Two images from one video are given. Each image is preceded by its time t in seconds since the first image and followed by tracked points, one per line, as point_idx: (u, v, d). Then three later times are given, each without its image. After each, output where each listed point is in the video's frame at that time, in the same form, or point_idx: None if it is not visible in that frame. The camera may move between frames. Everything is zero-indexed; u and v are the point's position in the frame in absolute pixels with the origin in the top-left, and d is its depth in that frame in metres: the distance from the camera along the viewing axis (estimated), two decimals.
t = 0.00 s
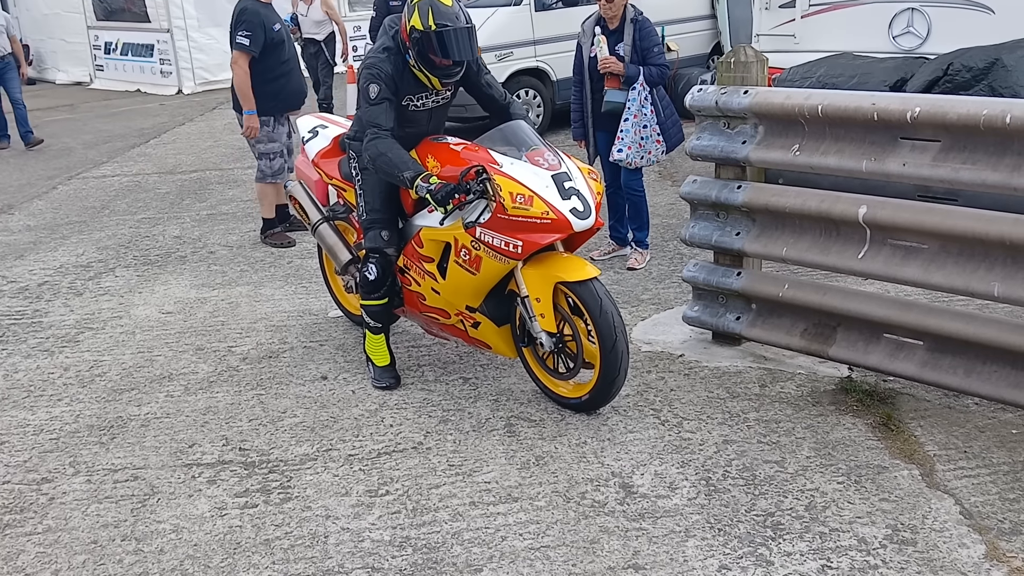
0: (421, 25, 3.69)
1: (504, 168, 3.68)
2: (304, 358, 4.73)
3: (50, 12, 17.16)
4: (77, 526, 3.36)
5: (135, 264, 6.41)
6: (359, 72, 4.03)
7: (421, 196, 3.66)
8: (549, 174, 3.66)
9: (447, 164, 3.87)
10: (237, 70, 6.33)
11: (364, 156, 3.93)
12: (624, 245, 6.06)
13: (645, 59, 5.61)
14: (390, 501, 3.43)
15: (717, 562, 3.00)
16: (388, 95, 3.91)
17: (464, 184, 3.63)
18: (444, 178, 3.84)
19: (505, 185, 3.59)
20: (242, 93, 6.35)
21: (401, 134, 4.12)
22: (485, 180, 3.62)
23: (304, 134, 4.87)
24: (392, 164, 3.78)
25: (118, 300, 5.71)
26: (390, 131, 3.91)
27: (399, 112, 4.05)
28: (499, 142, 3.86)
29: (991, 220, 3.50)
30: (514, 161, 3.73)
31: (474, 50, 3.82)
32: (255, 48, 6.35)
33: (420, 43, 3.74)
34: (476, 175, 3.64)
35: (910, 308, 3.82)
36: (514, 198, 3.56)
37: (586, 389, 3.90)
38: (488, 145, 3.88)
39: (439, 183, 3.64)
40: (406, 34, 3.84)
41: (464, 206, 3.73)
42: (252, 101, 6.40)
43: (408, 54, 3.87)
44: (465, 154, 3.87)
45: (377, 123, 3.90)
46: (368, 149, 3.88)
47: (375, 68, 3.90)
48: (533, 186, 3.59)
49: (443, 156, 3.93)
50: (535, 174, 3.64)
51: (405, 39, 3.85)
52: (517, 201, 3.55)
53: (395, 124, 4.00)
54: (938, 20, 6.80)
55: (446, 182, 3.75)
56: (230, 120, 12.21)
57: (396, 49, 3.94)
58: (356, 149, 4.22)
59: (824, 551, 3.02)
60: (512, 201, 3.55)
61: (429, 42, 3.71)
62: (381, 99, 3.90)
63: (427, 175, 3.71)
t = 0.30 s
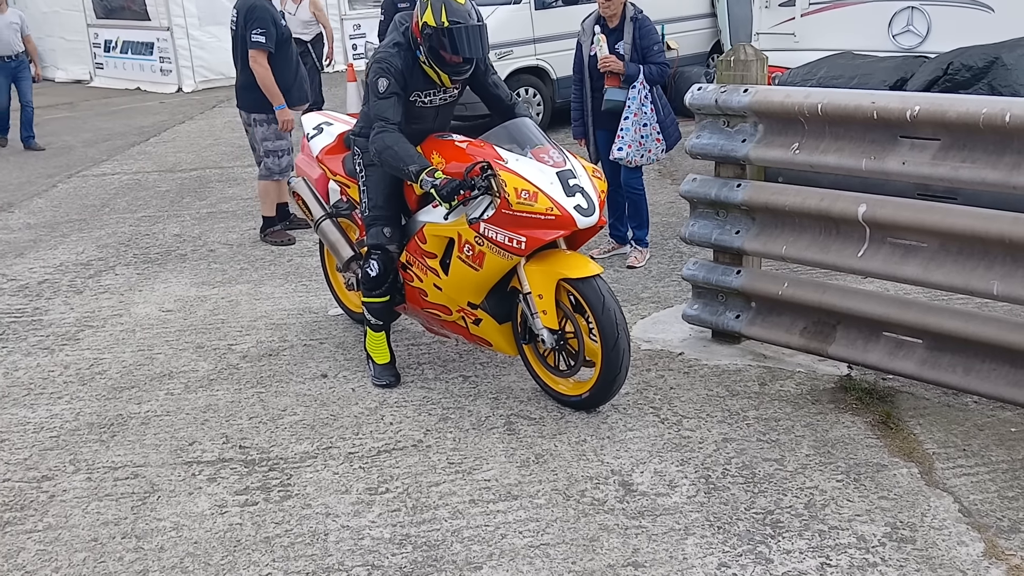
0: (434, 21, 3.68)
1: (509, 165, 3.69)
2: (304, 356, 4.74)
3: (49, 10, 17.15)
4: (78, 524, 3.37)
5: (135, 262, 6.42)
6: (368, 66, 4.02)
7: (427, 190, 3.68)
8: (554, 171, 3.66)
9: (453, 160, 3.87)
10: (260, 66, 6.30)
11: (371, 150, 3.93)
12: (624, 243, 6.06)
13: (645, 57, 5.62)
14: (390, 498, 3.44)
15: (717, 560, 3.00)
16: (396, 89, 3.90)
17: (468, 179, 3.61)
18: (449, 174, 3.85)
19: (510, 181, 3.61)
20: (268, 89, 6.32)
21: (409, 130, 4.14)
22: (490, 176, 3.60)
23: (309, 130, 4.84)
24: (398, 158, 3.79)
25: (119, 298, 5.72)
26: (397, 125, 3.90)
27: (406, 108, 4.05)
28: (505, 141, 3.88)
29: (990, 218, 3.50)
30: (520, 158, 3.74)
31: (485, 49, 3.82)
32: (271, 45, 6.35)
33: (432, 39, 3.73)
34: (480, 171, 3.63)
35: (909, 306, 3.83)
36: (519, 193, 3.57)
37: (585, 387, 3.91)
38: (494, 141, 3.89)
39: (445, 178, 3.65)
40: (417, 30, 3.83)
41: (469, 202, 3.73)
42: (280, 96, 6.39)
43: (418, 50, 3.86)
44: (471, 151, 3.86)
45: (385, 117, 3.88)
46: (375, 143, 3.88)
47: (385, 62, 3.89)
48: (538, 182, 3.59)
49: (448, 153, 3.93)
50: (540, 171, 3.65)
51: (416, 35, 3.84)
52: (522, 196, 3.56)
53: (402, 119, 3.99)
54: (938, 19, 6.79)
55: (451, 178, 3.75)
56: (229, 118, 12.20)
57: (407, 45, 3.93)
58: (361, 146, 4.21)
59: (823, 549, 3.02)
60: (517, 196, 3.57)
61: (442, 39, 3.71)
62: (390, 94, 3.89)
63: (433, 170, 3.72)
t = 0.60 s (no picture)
0: (439, 17, 3.67)
1: (511, 163, 3.70)
2: (302, 354, 4.73)
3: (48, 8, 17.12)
4: (76, 521, 3.36)
5: (134, 260, 6.41)
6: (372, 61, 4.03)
7: (428, 187, 3.65)
8: (555, 169, 3.66)
9: (453, 159, 3.88)
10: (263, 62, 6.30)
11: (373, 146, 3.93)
12: (623, 242, 6.06)
13: (643, 56, 5.62)
14: (389, 497, 3.44)
15: (715, 558, 3.00)
16: (400, 85, 3.90)
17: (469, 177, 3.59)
18: (451, 172, 3.85)
19: (510, 179, 3.61)
20: (271, 87, 6.32)
21: (412, 126, 4.12)
22: (491, 174, 3.58)
23: (309, 129, 4.85)
24: (401, 155, 3.79)
25: (117, 296, 5.71)
26: (400, 121, 3.90)
27: (410, 105, 4.04)
28: (505, 138, 3.86)
29: (989, 218, 3.50)
30: (521, 156, 3.74)
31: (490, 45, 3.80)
32: (274, 42, 6.35)
33: (436, 35, 3.72)
34: (481, 169, 3.60)
35: (908, 305, 3.83)
36: (520, 190, 3.57)
37: (584, 386, 3.91)
38: (495, 139, 3.88)
39: (445, 175, 3.62)
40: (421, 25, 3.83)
41: (469, 199, 3.71)
42: (283, 93, 6.40)
43: (422, 46, 3.86)
44: (473, 149, 3.85)
45: (388, 112, 3.89)
46: (378, 138, 3.88)
47: (389, 57, 3.90)
48: (539, 180, 3.60)
49: (449, 150, 3.93)
50: (541, 168, 3.66)
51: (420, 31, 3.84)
52: (523, 194, 3.57)
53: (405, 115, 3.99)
54: (937, 18, 6.79)
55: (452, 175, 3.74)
56: (228, 116, 12.19)
57: (410, 41, 3.93)
58: (362, 143, 4.21)
59: (821, 548, 3.02)
60: (518, 194, 3.57)
61: (446, 35, 3.70)
62: (393, 89, 3.90)
63: (434, 167, 3.70)
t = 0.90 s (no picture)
0: (448, 15, 3.67)
1: (523, 163, 3.69)
2: (305, 354, 4.74)
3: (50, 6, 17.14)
4: (78, 520, 3.37)
5: (136, 258, 6.42)
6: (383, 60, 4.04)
7: (439, 187, 3.65)
8: (568, 170, 3.67)
9: (464, 159, 3.87)
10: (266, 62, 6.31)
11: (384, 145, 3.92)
12: (625, 242, 6.05)
13: (647, 56, 5.63)
14: (391, 497, 3.44)
15: (717, 559, 3.00)
16: (410, 84, 3.91)
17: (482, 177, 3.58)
18: (462, 172, 3.83)
19: (523, 180, 3.59)
20: (271, 85, 6.34)
21: (423, 126, 4.13)
22: (503, 175, 3.56)
23: (319, 129, 4.88)
24: (412, 154, 3.78)
25: (120, 294, 5.72)
26: (411, 120, 3.90)
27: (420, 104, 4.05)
28: (518, 139, 3.86)
29: (992, 219, 3.50)
30: (533, 157, 3.74)
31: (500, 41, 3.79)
32: (280, 40, 6.34)
33: (447, 32, 3.72)
34: (493, 170, 3.59)
35: (911, 307, 3.82)
36: (532, 192, 3.55)
37: (593, 390, 3.90)
38: (507, 139, 3.88)
39: (457, 175, 3.63)
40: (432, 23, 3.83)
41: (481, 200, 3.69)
42: (281, 92, 6.41)
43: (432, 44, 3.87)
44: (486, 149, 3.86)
45: (399, 111, 3.89)
46: (389, 137, 3.87)
47: (399, 56, 3.91)
48: (552, 181, 3.59)
49: (461, 151, 3.92)
50: (554, 170, 3.66)
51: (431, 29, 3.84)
52: (536, 195, 3.55)
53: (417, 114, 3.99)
54: (940, 19, 6.79)
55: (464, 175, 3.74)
56: (231, 115, 12.19)
57: (421, 40, 3.94)
58: (372, 143, 4.21)
59: (823, 549, 3.02)
60: (531, 195, 3.55)
61: (456, 33, 3.70)
62: (404, 88, 3.90)
63: (446, 167, 3.69)
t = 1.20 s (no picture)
0: (471, 7, 3.65)
1: (552, 166, 3.64)
2: (308, 353, 4.74)
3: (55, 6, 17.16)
4: (82, 519, 3.37)
5: (141, 258, 6.43)
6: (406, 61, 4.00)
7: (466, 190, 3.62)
8: (598, 173, 3.62)
9: (489, 162, 3.84)
10: (273, 61, 6.31)
11: (408, 147, 3.89)
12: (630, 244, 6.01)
13: (651, 57, 5.65)
14: (395, 496, 3.44)
15: (721, 561, 3.00)
16: (435, 85, 3.88)
17: (509, 181, 3.54)
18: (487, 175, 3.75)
19: (552, 183, 3.55)
20: (279, 84, 6.33)
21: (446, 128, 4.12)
22: (531, 178, 3.54)
23: (337, 131, 4.86)
24: (437, 157, 3.75)
25: (124, 294, 5.72)
26: (436, 122, 3.87)
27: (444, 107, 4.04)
28: (544, 141, 3.82)
29: (998, 221, 3.49)
30: (562, 159, 3.68)
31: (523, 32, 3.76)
32: (286, 39, 6.34)
33: (470, 25, 3.70)
34: (521, 173, 3.56)
35: (915, 308, 3.82)
36: (561, 195, 3.51)
37: (622, 401, 3.82)
38: (533, 141, 3.85)
39: (483, 179, 3.59)
40: (454, 21, 3.81)
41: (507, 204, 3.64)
42: (290, 90, 6.40)
43: (456, 41, 3.83)
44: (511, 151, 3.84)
45: (424, 113, 3.86)
46: (414, 140, 3.84)
47: (424, 57, 3.87)
48: (582, 185, 3.54)
49: (486, 154, 3.90)
50: (583, 173, 3.62)
51: (454, 27, 3.82)
52: (565, 199, 3.51)
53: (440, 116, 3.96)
54: (946, 20, 6.78)
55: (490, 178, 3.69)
56: (235, 115, 12.21)
57: (445, 40, 3.91)
58: (393, 145, 4.19)
59: (827, 551, 3.02)
60: (560, 198, 3.51)
61: (479, 24, 3.67)
62: (429, 90, 3.87)
63: (472, 170, 3.65)
